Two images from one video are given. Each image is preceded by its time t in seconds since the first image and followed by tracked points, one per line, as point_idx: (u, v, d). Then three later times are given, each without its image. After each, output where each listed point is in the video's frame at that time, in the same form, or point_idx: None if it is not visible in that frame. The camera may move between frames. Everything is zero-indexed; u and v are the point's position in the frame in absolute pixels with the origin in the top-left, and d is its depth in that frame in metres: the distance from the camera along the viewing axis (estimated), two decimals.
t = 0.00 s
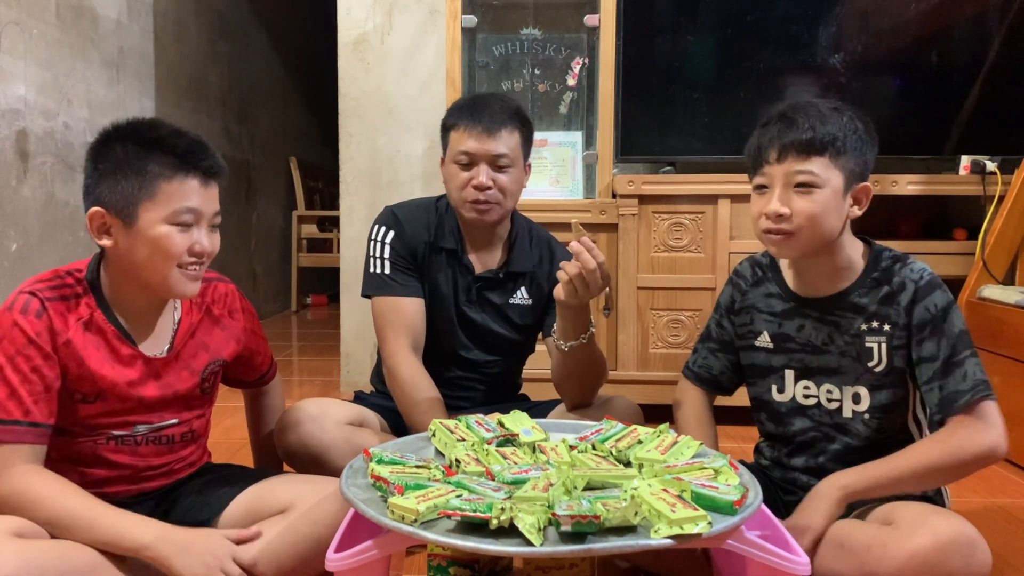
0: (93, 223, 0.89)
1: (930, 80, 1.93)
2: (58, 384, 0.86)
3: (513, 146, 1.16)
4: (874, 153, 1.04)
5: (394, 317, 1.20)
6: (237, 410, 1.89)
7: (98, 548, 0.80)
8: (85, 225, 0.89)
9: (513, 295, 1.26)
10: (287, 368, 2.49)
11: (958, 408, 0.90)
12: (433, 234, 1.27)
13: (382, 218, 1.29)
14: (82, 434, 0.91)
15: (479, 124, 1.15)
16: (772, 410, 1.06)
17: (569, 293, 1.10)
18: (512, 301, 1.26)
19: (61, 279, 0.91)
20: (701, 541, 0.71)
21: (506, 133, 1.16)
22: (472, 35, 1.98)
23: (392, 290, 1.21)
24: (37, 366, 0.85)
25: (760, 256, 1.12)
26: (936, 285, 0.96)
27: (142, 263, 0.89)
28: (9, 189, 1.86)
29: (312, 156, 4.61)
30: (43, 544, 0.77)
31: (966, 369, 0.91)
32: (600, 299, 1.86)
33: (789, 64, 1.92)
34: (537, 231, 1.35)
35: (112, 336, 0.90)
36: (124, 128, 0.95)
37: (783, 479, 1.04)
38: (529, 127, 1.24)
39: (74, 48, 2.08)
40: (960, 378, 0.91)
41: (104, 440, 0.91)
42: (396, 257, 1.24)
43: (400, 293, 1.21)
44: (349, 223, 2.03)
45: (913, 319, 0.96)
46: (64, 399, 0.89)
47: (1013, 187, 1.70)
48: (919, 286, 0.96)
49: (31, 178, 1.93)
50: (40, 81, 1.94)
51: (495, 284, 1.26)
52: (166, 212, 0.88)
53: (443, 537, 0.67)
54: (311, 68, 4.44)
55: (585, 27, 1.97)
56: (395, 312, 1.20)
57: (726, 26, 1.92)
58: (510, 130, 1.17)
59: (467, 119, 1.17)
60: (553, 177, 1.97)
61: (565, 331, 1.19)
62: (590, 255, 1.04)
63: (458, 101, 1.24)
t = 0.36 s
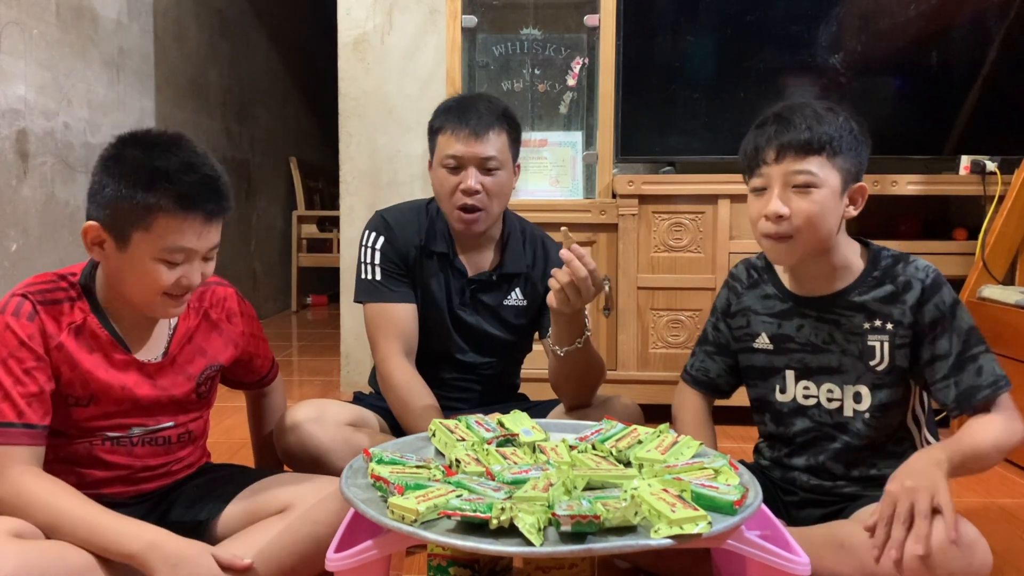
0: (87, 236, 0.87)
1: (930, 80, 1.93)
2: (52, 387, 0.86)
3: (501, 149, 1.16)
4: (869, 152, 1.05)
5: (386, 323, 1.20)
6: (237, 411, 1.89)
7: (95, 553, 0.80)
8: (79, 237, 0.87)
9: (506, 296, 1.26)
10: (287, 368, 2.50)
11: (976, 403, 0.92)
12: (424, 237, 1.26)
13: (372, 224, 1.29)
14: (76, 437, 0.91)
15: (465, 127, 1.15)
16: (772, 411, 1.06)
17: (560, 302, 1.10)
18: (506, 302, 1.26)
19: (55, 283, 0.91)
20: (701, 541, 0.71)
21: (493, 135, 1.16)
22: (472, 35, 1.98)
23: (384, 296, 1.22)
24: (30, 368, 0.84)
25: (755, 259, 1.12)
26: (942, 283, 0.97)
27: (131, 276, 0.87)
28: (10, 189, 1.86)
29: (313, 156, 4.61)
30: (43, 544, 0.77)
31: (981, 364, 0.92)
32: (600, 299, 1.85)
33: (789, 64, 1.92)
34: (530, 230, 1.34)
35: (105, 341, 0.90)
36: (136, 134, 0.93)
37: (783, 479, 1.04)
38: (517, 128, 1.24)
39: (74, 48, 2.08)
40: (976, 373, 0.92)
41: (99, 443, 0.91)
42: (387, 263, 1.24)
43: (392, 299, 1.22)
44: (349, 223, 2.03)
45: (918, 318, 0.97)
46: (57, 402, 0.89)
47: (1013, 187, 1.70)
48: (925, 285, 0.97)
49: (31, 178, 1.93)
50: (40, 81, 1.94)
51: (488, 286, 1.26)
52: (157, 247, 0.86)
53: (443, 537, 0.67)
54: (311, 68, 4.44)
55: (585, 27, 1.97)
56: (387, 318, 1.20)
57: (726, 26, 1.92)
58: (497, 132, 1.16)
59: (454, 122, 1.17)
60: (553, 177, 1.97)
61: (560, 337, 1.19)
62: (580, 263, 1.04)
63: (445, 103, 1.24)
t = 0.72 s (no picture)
0: (84, 239, 0.87)
1: (930, 81, 1.92)
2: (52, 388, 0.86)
3: (496, 151, 1.16)
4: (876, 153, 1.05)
5: (384, 326, 1.20)
6: (237, 411, 1.89)
7: (96, 553, 0.80)
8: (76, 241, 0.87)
9: (505, 297, 1.26)
10: (287, 368, 2.50)
11: (957, 409, 0.90)
12: (421, 239, 1.26)
13: (369, 225, 1.29)
14: (77, 439, 0.91)
15: (459, 130, 1.15)
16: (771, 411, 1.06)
17: (554, 311, 1.09)
18: (504, 304, 1.26)
19: (57, 285, 0.91)
20: (701, 542, 0.70)
21: (489, 138, 1.16)
22: (472, 35, 1.98)
23: (383, 299, 1.22)
24: (31, 370, 0.84)
25: (758, 257, 1.12)
26: (938, 288, 0.96)
27: (126, 281, 0.87)
28: (10, 189, 1.86)
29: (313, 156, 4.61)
30: (43, 544, 0.77)
31: (967, 372, 0.91)
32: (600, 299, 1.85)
33: (789, 64, 1.92)
34: (528, 230, 1.34)
35: (107, 343, 0.90)
36: (139, 139, 0.93)
37: (782, 478, 1.04)
38: (512, 129, 1.24)
39: (74, 48, 2.08)
40: (961, 380, 0.91)
41: (100, 444, 0.91)
42: (385, 266, 1.24)
43: (390, 302, 1.22)
44: (349, 223, 2.03)
45: (915, 321, 0.96)
46: (57, 403, 0.89)
47: (1013, 187, 1.70)
48: (920, 288, 0.97)
49: (31, 178, 1.93)
50: (40, 81, 1.94)
51: (486, 288, 1.26)
52: (150, 256, 0.85)
53: (443, 537, 0.67)
54: (311, 68, 4.44)
55: (585, 27, 1.97)
56: (385, 321, 1.21)
57: (727, 26, 1.92)
58: (492, 134, 1.16)
59: (447, 125, 1.16)
60: (553, 177, 1.97)
61: (556, 342, 1.18)
62: (574, 273, 1.04)
63: (437, 106, 1.24)
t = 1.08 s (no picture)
0: (81, 239, 0.87)
1: (930, 81, 1.92)
2: (52, 388, 0.86)
3: (499, 151, 1.16)
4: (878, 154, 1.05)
5: (384, 326, 1.20)
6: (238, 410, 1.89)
7: (96, 554, 0.80)
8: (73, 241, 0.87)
9: (506, 298, 1.26)
10: (287, 368, 2.50)
11: (963, 398, 0.88)
12: (422, 240, 1.26)
13: (370, 225, 1.29)
14: (77, 439, 0.91)
15: (463, 130, 1.15)
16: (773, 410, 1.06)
17: (558, 309, 1.09)
18: (505, 304, 1.26)
19: (57, 284, 0.91)
20: (701, 542, 0.70)
21: (491, 138, 1.15)
22: (472, 35, 1.98)
23: (383, 299, 1.22)
24: (31, 370, 0.84)
25: (757, 258, 1.12)
26: (934, 280, 0.96)
27: (122, 282, 0.86)
28: (9, 189, 1.86)
29: (313, 157, 4.61)
30: (44, 544, 0.77)
31: (970, 360, 0.89)
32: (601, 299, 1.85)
33: (789, 64, 1.92)
34: (528, 230, 1.34)
35: (107, 343, 0.90)
36: (139, 139, 0.93)
37: (784, 479, 1.04)
38: (516, 130, 1.24)
39: (74, 48, 2.08)
40: (963, 368, 0.89)
41: (100, 445, 0.91)
42: (387, 265, 1.24)
43: (391, 302, 1.22)
44: (349, 223, 2.03)
45: (911, 315, 0.96)
46: (56, 404, 0.89)
47: (1013, 186, 1.70)
48: (916, 281, 0.97)
49: (31, 178, 1.93)
50: (40, 81, 1.94)
51: (487, 288, 1.25)
52: (145, 257, 0.84)
53: (443, 537, 0.67)
54: (310, 68, 4.44)
55: (585, 27, 1.97)
56: (385, 321, 1.20)
57: (727, 26, 1.91)
58: (496, 134, 1.16)
59: (451, 124, 1.16)
60: (553, 177, 1.98)
61: (557, 341, 1.18)
62: (576, 271, 1.04)
63: (439, 106, 1.24)
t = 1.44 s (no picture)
0: (56, 239, 0.86)
1: (930, 81, 1.92)
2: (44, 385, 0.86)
3: (507, 151, 1.16)
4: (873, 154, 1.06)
5: (385, 325, 1.20)
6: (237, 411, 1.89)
7: (96, 554, 0.80)
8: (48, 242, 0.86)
9: (507, 298, 1.26)
10: (287, 368, 2.50)
11: (961, 394, 0.88)
12: (425, 239, 1.26)
13: (373, 224, 1.29)
14: (71, 439, 0.91)
15: (473, 129, 1.15)
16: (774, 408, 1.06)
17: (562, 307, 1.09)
18: (506, 305, 1.26)
19: (44, 283, 0.91)
20: (701, 541, 0.70)
21: (500, 139, 1.16)
22: (472, 35, 1.98)
23: (384, 298, 1.22)
24: (23, 367, 0.85)
25: (754, 259, 1.12)
26: (932, 276, 0.96)
27: (98, 281, 0.85)
28: (9, 189, 1.86)
29: (313, 157, 4.61)
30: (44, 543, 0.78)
31: (968, 355, 0.89)
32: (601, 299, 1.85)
33: (789, 64, 1.92)
34: (530, 231, 1.34)
35: (97, 340, 0.90)
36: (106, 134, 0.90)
37: (783, 479, 1.04)
38: (522, 131, 1.24)
39: (74, 48, 2.08)
40: (962, 364, 0.89)
41: (95, 444, 0.91)
42: (388, 265, 1.24)
43: (393, 300, 1.22)
44: (349, 223, 2.03)
45: (909, 312, 0.96)
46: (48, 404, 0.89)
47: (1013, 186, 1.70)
48: (914, 278, 0.97)
49: (31, 177, 1.93)
50: (40, 81, 1.94)
51: (488, 288, 1.25)
52: (113, 254, 0.83)
53: (443, 537, 0.67)
54: (310, 68, 4.44)
55: (585, 27, 1.97)
56: (386, 320, 1.20)
57: (727, 26, 1.91)
58: (504, 135, 1.16)
59: (459, 124, 1.16)
60: (553, 177, 1.97)
61: (560, 339, 1.19)
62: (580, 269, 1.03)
63: (447, 104, 1.24)
